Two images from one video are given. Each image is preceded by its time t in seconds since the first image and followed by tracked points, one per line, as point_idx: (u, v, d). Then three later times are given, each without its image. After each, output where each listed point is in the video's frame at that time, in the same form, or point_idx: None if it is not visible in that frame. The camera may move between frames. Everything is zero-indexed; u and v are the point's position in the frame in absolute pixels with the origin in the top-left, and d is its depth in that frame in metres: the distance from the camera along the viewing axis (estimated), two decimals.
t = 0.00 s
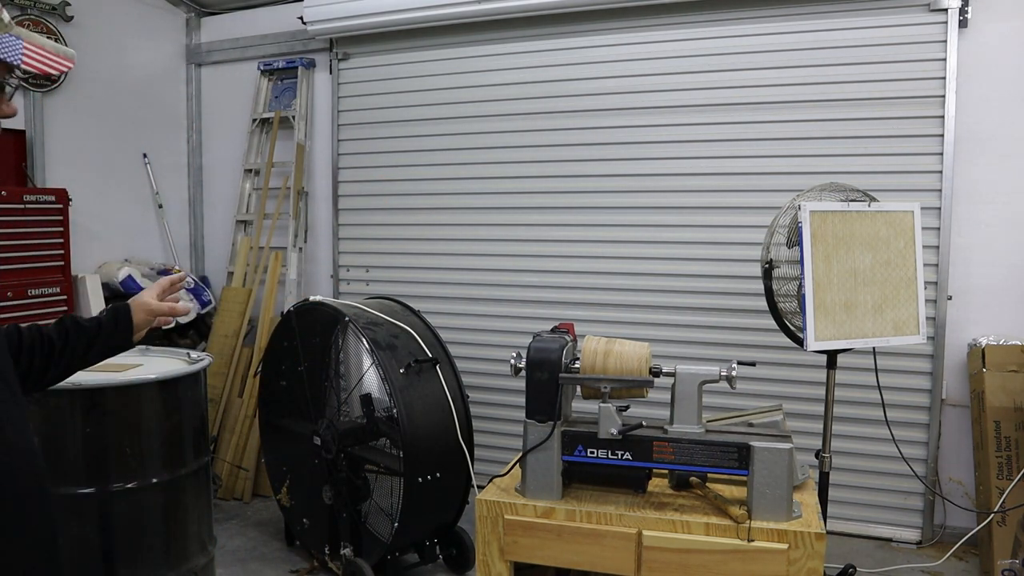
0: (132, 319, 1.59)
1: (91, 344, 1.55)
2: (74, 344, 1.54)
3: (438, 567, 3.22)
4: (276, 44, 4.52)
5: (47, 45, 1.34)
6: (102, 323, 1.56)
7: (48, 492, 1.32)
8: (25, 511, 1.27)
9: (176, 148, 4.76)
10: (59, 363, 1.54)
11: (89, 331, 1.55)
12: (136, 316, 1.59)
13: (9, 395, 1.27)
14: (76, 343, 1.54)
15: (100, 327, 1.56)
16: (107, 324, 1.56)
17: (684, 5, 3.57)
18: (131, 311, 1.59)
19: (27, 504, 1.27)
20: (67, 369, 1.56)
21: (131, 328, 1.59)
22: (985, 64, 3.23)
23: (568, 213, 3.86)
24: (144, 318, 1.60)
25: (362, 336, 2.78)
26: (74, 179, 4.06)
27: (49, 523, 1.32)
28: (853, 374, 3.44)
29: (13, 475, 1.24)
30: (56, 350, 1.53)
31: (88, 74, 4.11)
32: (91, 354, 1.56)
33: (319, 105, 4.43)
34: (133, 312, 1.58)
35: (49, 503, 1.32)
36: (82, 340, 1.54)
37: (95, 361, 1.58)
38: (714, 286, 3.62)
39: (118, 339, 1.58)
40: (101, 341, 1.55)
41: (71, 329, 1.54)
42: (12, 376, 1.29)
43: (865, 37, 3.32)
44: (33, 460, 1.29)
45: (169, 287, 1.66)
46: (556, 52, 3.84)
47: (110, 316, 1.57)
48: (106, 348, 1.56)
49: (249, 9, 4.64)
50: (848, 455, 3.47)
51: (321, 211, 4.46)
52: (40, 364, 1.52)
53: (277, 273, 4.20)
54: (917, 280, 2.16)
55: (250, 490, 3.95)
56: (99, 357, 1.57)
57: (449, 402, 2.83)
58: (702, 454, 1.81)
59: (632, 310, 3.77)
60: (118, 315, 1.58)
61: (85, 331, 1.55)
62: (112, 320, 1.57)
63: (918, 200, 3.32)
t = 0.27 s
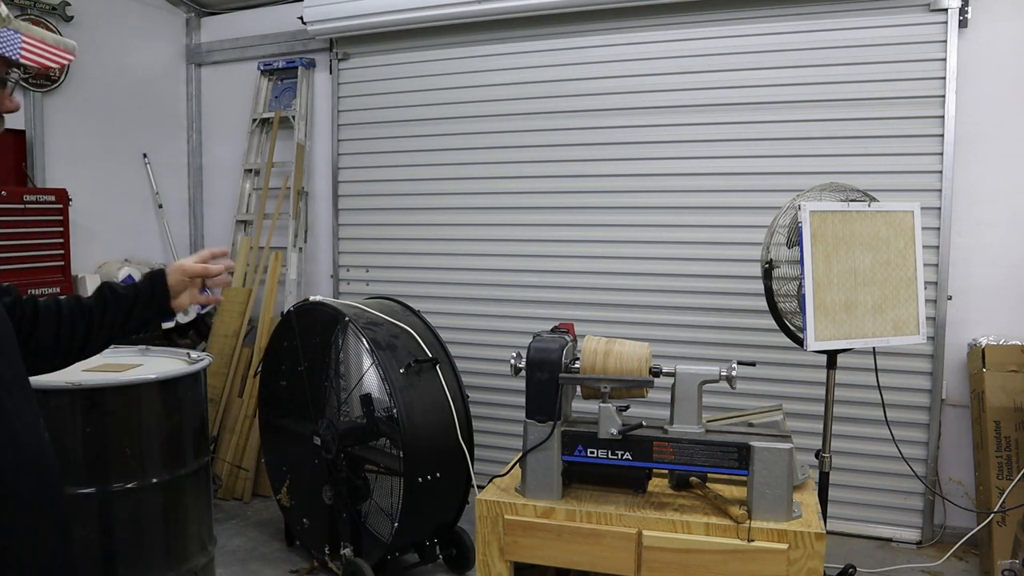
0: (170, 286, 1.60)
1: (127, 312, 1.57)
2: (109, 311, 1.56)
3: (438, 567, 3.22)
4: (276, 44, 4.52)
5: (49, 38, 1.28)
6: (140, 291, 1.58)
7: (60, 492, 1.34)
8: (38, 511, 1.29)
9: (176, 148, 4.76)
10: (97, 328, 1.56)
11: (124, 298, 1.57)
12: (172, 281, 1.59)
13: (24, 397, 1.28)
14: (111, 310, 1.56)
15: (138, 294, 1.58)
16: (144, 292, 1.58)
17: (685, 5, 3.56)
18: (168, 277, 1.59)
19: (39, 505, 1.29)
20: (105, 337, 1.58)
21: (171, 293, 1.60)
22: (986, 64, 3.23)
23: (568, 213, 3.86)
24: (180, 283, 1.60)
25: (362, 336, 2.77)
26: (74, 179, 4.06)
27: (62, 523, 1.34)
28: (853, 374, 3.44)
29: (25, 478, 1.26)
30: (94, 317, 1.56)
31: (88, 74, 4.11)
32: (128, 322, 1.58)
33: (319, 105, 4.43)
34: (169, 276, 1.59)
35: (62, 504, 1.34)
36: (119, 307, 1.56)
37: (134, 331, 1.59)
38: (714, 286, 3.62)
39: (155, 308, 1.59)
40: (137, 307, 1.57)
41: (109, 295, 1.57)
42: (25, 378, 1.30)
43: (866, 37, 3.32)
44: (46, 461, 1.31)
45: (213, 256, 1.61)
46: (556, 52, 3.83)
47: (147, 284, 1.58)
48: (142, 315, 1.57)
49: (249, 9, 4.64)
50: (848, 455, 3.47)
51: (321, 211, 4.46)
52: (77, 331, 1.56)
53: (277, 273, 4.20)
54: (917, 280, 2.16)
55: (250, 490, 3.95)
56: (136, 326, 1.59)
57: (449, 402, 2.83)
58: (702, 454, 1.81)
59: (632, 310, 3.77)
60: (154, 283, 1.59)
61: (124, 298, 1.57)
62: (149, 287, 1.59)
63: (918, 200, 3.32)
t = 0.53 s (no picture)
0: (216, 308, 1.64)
1: (170, 327, 1.59)
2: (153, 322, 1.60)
3: (438, 567, 3.22)
4: (276, 44, 4.51)
5: (54, 27, 1.35)
6: (186, 310, 1.61)
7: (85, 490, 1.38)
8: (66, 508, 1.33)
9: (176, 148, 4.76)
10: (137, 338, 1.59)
11: (171, 314, 1.60)
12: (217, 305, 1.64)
13: (50, 395, 1.33)
14: (156, 321, 1.60)
15: (184, 313, 1.61)
16: (189, 310, 1.61)
17: (684, 5, 3.56)
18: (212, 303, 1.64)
19: (68, 501, 1.33)
20: (144, 347, 1.60)
21: (217, 319, 1.63)
22: (985, 64, 3.23)
23: (568, 213, 3.86)
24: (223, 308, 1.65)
25: (363, 336, 2.77)
26: (74, 180, 4.07)
27: (87, 522, 1.38)
28: (853, 374, 3.44)
29: (54, 475, 1.30)
30: (138, 327, 1.59)
31: (88, 75, 4.11)
32: (168, 337, 1.59)
33: (319, 105, 4.43)
34: (213, 301, 1.64)
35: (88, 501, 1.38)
36: (163, 322, 1.59)
37: (172, 349, 1.60)
38: (714, 286, 3.62)
39: (197, 329, 1.60)
40: (178, 324, 1.59)
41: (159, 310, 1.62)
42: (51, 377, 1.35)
43: (865, 37, 3.32)
44: (72, 458, 1.35)
45: (244, 290, 1.62)
46: (556, 52, 3.84)
47: (194, 304, 1.62)
48: (182, 333, 1.58)
49: (249, 9, 4.63)
50: (848, 455, 3.47)
51: (321, 211, 4.46)
52: (119, 338, 1.59)
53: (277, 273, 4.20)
54: (917, 280, 2.16)
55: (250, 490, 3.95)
56: (175, 344, 1.59)
57: (450, 402, 2.83)
58: (701, 454, 1.81)
59: (632, 310, 3.77)
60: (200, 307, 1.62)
61: (170, 315, 1.60)
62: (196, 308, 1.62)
63: (918, 200, 3.32)
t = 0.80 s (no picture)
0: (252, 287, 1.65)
1: (207, 307, 1.59)
2: (192, 301, 1.60)
3: (438, 567, 3.22)
4: (276, 44, 4.51)
5: (65, 16, 1.31)
6: (226, 290, 1.62)
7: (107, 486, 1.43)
8: (92, 500, 1.38)
9: (176, 148, 4.76)
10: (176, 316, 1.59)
11: (210, 294, 1.61)
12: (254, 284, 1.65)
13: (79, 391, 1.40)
14: (196, 300, 1.60)
15: (221, 294, 1.61)
16: (227, 291, 1.61)
17: (684, 5, 3.56)
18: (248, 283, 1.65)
19: (94, 494, 1.38)
20: (183, 326, 1.59)
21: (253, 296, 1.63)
22: (985, 64, 3.23)
23: (568, 213, 3.86)
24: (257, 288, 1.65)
25: (363, 336, 2.77)
26: (74, 180, 4.06)
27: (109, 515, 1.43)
28: (853, 374, 3.44)
29: (83, 467, 1.36)
30: (175, 307, 1.59)
31: (88, 75, 4.11)
32: (206, 316, 1.59)
33: (319, 105, 4.43)
34: (249, 280, 1.65)
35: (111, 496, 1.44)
36: (201, 302, 1.59)
37: (212, 329, 1.60)
38: (714, 286, 3.62)
39: (235, 309, 1.60)
40: (216, 303, 1.59)
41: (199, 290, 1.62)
42: (81, 375, 1.42)
43: (865, 37, 3.32)
44: (98, 453, 1.41)
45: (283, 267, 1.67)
46: (556, 52, 3.84)
47: (232, 285, 1.63)
48: (220, 313, 1.58)
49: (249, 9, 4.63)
50: (848, 455, 3.47)
51: (321, 211, 4.46)
52: (160, 317, 1.60)
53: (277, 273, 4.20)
54: (917, 280, 2.16)
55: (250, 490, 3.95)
56: (213, 324, 1.59)
57: (450, 403, 2.83)
58: (701, 454, 1.81)
59: (632, 310, 3.77)
60: (239, 289, 1.62)
61: (208, 296, 1.61)
62: (233, 290, 1.62)
63: (918, 200, 3.32)
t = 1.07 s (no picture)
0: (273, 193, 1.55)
1: (241, 222, 1.51)
2: (227, 225, 1.51)
3: (438, 567, 3.22)
4: (276, 44, 4.51)
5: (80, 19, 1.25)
6: (251, 201, 1.53)
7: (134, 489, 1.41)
8: (117, 504, 1.35)
9: (176, 148, 4.76)
10: (218, 243, 1.52)
11: (242, 213, 1.52)
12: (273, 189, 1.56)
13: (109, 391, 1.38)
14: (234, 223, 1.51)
15: (248, 206, 1.52)
16: (253, 202, 1.52)
17: (684, 5, 3.56)
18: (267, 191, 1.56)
19: (119, 499, 1.35)
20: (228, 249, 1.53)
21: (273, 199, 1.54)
22: (986, 64, 3.22)
23: (568, 213, 3.86)
24: (281, 197, 1.54)
25: (363, 336, 2.77)
26: (74, 180, 4.07)
27: (134, 521, 1.40)
28: (852, 374, 3.44)
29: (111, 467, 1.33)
30: (209, 231, 1.52)
31: (88, 75, 4.11)
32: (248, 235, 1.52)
33: (319, 105, 4.43)
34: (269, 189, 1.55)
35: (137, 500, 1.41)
36: (233, 219, 1.51)
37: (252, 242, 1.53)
38: (714, 286, 3.62)
39: (266, 217, 1.52)
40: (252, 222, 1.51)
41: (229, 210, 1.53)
42: (111, 374, 1.40)
43: (865, 37, 3.32)
44: (124, 457, 1.38)
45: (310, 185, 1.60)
46: (556, 52, 3.83)
47: (258, 197, 1.53)
48: (255, 225, 1.51)
49: (249, 9, 4.63)
50: (847, 455, 3.47)
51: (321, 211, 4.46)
52: (197, 246, 1.52)
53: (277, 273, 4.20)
54: (917, 280, 2.16)
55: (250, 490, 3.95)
56: (252, 238, 1.53)
57: (450, 403, 2.83)
58: (701, 454, 1.81)
59: (632, 310, 3.77)
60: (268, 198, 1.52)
61: (236, 211, 1.52)
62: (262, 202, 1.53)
63: (918, 200, 3.32)
